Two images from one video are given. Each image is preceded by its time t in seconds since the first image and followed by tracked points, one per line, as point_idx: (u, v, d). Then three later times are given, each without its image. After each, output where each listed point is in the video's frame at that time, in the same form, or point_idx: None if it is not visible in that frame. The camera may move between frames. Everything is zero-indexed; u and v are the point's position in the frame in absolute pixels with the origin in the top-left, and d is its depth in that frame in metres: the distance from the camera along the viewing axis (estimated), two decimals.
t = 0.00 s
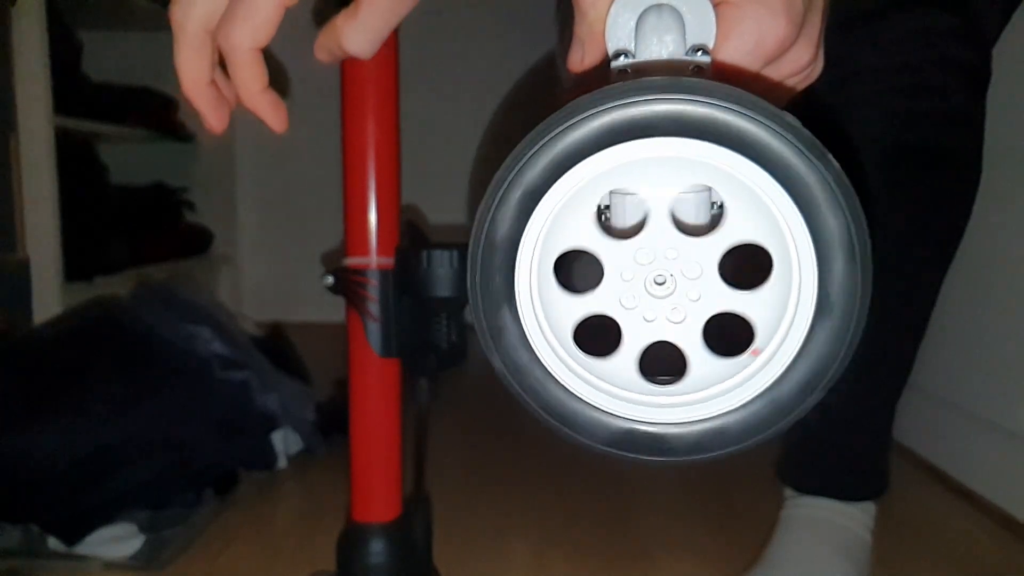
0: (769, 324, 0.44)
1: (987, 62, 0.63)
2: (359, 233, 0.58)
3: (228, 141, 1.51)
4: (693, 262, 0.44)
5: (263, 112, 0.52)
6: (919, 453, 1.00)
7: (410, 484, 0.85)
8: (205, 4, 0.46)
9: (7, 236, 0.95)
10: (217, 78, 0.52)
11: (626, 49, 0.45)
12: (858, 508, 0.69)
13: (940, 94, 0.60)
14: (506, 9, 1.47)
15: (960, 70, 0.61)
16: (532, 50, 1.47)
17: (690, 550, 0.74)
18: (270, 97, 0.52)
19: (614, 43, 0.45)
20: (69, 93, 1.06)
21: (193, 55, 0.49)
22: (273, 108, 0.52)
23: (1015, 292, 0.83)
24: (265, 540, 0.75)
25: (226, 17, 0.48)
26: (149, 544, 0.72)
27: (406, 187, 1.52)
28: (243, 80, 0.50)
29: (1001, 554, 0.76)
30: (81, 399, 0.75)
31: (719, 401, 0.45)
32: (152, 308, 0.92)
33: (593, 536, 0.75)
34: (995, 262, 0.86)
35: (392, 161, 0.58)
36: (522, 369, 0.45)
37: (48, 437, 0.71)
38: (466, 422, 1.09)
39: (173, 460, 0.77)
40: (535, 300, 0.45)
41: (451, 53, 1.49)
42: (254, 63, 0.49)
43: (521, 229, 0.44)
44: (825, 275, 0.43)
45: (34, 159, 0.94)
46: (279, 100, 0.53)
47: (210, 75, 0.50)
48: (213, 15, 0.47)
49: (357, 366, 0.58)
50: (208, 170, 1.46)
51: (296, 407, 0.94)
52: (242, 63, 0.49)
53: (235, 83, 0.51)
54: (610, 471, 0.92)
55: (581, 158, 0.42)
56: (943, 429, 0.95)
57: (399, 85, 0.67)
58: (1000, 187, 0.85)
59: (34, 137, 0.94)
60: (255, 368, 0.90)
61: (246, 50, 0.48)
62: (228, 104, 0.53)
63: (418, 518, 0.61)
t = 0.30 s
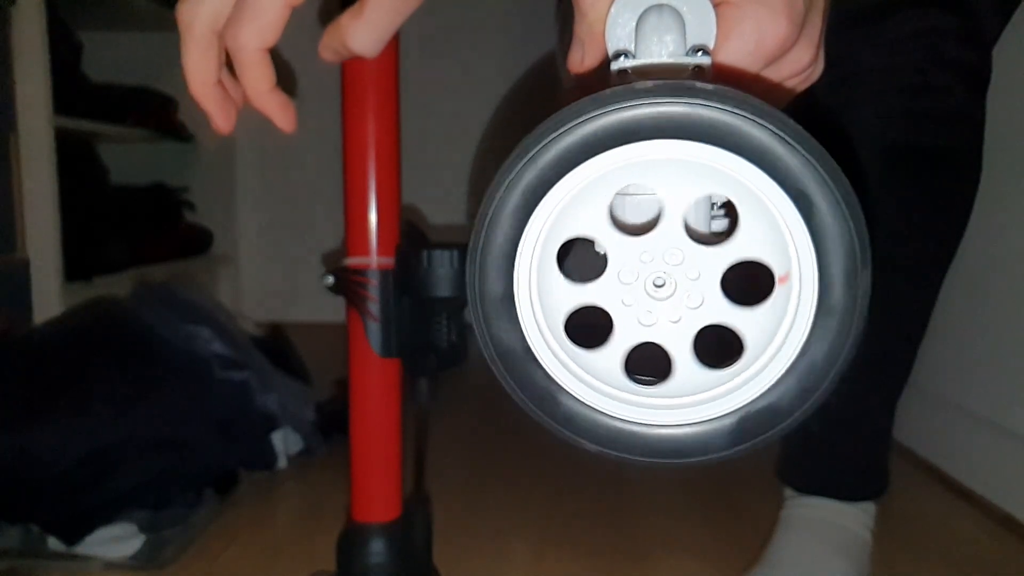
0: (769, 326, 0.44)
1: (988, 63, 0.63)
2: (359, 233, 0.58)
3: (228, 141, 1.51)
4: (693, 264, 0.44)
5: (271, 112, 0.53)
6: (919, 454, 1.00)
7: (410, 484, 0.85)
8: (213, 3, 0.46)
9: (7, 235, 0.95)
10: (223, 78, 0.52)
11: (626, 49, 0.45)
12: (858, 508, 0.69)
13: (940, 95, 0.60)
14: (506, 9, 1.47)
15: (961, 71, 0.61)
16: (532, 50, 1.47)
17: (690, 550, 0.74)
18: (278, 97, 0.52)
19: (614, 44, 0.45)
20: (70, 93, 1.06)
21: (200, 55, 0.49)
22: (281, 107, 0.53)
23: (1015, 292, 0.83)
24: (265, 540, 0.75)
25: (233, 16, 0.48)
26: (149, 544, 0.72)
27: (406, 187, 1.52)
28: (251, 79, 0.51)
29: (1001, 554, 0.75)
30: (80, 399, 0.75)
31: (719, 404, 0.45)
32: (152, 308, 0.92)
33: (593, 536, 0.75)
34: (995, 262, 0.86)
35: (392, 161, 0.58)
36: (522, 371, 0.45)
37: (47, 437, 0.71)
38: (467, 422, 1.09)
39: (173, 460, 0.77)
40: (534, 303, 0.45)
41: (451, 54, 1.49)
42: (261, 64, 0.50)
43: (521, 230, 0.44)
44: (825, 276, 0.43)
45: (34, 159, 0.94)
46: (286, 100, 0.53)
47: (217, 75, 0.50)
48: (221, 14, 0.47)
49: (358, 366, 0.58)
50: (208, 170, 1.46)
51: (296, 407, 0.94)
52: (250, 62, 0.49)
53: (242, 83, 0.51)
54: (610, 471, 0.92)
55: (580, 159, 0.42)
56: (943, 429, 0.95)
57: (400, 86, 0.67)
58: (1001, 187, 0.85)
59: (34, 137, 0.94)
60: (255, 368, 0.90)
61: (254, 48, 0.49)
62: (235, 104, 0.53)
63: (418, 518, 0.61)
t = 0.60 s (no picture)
0: (772, 326, 0.44)
1: (987, 63, 0.63)
2: (359, 233, 0.58)
3: (228, 141, 1.51)
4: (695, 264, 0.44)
5: (279, 113, 0.53)
6: (920, 454, 1.00)
7: (410, 484, 0.85)
8: (220, 4, 0.47)
9: (7, 235, 0.95)
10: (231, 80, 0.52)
11: (627, 50, 0.45)
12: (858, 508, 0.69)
13: (940, 95, 0.60)
14: (506, 9, 1.47)
15: (961, 71, 0.61)
16: (533, 50, 1.47)
17: (690, 550, 0.74)
18: (286, 97, 0.52)
19: (615, 45, 0.45)
20: (70, 93, 1.06)
21: (208, 56, 0.49)
22: (290, 108, 0.53)
23: (1015, 292, 0.83)
24: (264, 540, 0.75)
25: (240, 18, 0.48)
26: (149, 544, 0.72)
27: (406, 187, 1.52)
28: (259, 80, 0.51)
29: (1002, 555, 0.75)
30: (80, 399, 0.75)
31: (722, 404, 0.45)
32: (152, 308, 0.92)
33: (593, 536, 0.75)
34: (995, 262, 0.86)
35: (392, 162, 0.58)
36: (524, 372, 0.45)
37: (47, 437, 0.71)
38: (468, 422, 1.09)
39: (173, 460, 0.77)
40: (536, 303, 0.45)
41: (451, 54, 1.49)
42: (268, 64, 0.50)
43: (522, 230, 0.44)
44: (828, 276, 0.43)
45: (34, 159, 0.94)
46: (295, 100, 0.53)
47: (225, 77, 0.50)
48: (227, 14, 0.47)
49: (358, 366, 0.58)
50: (208, 170, 1.46)
51: (296, 407, 0.94)
52: (258, 63, 0.50)
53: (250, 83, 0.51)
54: (610, 471, 0.92)
55: (581, 159, 0.42)
56: (943, 429, 0.95)
57: (400, 87, 0.67)
58: (1000, 187, 0.85)
59: (34, 136, 0.94)
60: (255, 368, 0.90)
61: (262, 49, 0.49)
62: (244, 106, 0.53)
63: (418, 518, 0.61)
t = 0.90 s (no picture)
0: (774, 325, 0.44)
1: (988, 63, 0.63)
2: (359, 234, 0.58)
3: (228, 141, 1.51)
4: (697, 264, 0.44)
5: (286, 112, 0.53)
6: (920, 454, 1.00)
7: (410, 484, 0.84)
8: (224, 7, 0.47)
9: (6, 235, 0.95)
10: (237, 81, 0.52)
11: (629, 51, 0.45)
12: (858, 508, 0.69)
13: (941, 95, 0.60)
14: (506, 9, 1.47)
15: (961, 72, 0.61)
16: (533, 50, 1.47)
17: (689, 550, 0.74)
18: (292, 97, 0.52)
19: (616, 46, 0.45)
20: (70, 93, 1.06)
21: (213, 58, 0.49)
22: (296, 107, 0.53)
23: (1015, 292, 0.83)
24: (264, 539, 0.75)
25: (245, 21, 0.48)
26: (149, 544, 0.72)
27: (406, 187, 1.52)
28: (265, 80, 0.51)
29: (1001, 555, 0.75)
30: (81, 399, 0.75)
31: (724, 404, 0.45)
32: (153, 308, 0.92)
33: (592, 536, 0.75)
34: (995, 263, 0.86)
35: (393, 162, 0.58)
36: (525, 373, 0.45)
37: (47, 438, 0.71)
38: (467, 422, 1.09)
39: (173, 460, 0.77)
40: (537, 303, 0.45)
41: (451, 54, 1.49)
42: (275, 66, 0.50)
43: (522, 230, 0.44)
44: (830, 274, 0.43)
45: (34, 159, 0.94)
46: (301, 99, 0.53)
47: (231, 78, 0.50)
48: (232, 18, 0.47)
49: (358, 365, 0.58)
50: (208, 170, 1.46)
51: (295, 407, 0.93)
52: (263, 64, 0.49)
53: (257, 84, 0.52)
54: (610, 471, 0.92)
55: (582, 159, 0.42)
56: (943, 430, 0.95)
57: (400, 87, 0.67)
58: (1001, 187, 0.85)
59: (34, 137, 0.94)
60: (255, 368, 0.90)
61: (267, 51, 0.49)
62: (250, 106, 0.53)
63: (418, 518, 0.61)
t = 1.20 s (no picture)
0: (772, 322, 0.44)
1: (988, 63, 0.63)
2: (359, 234, 0.58)
3: (228, 141, 1.51)
4: (694, 263, 0.44)
5: (292, 112, 0.53)
6: (920, 454, 1.00)
7: (409, 484, 0.84)
8: (229, 10, 0.47)
9: (6, 236, 0.95)
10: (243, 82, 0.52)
11: (630, 52, 0.45)
12: (858, 508, 0.69)
13: (941, 95, 0.60)
14: (506, 9, 1.47)
15: (961, 72, 0.61)
16: (533, 50, 1.47)
17: (690, 550, 0.74)
18: (299, 97, 0.52)
19: (618, 47, 0.45)
20: (70, 93, 1.06)
21: (217, 60, 0.49)
22: (302, 107, 0.53)
23: (1015, 292, 0.83)
24: (265, 540, 0.75)
25: (250, 23, 0.49)
26: (149, 545, 0.72)
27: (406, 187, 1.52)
28: (271, 80, 0.51)
29: (1001, 555, 0.75)
30: (81, 399, 0.75)
31: (723, 403, 0.45)
32: (153, 308, 0.92)
33: (590, 536, 0.75)
34: (995, 263, 0.86)
35: (393, 162, 0.58)
36: (524, 371, 0.45)
37: (48, 437, 0.71)
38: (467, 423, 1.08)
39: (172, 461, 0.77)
40: (535, 302, 0.45)
41: (451, 54, 1.49)
42: (280, 65, 0.50)
43: (520, 229, 0.44)
44: (829, 271, 0.43)
45: (34, 160, 0.94)
46: (307, 100, 0.53)
47: (237, 80, 0.50)
48: (237, 21, 0.48)
49: (358, 366, 0.58)
50: (208, 170, 1.46)
51: (295, 407, 0.93)
52: (269, 65, 0.50)
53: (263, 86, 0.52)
54: (610, 471, 0.92)
55: (579, 157, 0.43)
56: (943, 429, 0.95)
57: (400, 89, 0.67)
58: (1001, 186, 0.85)
59: (34, 137, 0.94)
60: (255, 368, 0.90)
61: (271, 53, 0.49)
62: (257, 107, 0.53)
63: (418, 518, 0.61)
